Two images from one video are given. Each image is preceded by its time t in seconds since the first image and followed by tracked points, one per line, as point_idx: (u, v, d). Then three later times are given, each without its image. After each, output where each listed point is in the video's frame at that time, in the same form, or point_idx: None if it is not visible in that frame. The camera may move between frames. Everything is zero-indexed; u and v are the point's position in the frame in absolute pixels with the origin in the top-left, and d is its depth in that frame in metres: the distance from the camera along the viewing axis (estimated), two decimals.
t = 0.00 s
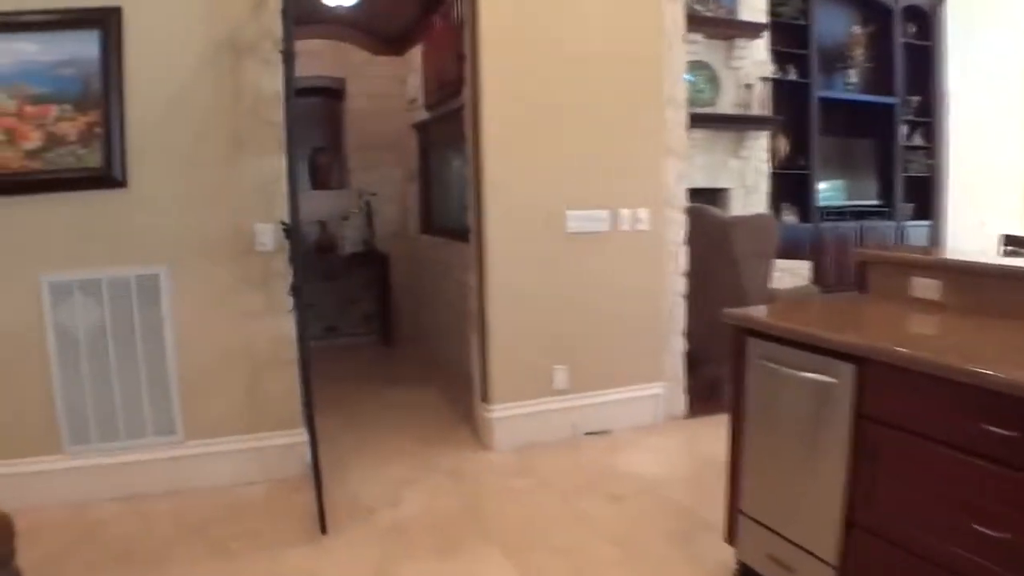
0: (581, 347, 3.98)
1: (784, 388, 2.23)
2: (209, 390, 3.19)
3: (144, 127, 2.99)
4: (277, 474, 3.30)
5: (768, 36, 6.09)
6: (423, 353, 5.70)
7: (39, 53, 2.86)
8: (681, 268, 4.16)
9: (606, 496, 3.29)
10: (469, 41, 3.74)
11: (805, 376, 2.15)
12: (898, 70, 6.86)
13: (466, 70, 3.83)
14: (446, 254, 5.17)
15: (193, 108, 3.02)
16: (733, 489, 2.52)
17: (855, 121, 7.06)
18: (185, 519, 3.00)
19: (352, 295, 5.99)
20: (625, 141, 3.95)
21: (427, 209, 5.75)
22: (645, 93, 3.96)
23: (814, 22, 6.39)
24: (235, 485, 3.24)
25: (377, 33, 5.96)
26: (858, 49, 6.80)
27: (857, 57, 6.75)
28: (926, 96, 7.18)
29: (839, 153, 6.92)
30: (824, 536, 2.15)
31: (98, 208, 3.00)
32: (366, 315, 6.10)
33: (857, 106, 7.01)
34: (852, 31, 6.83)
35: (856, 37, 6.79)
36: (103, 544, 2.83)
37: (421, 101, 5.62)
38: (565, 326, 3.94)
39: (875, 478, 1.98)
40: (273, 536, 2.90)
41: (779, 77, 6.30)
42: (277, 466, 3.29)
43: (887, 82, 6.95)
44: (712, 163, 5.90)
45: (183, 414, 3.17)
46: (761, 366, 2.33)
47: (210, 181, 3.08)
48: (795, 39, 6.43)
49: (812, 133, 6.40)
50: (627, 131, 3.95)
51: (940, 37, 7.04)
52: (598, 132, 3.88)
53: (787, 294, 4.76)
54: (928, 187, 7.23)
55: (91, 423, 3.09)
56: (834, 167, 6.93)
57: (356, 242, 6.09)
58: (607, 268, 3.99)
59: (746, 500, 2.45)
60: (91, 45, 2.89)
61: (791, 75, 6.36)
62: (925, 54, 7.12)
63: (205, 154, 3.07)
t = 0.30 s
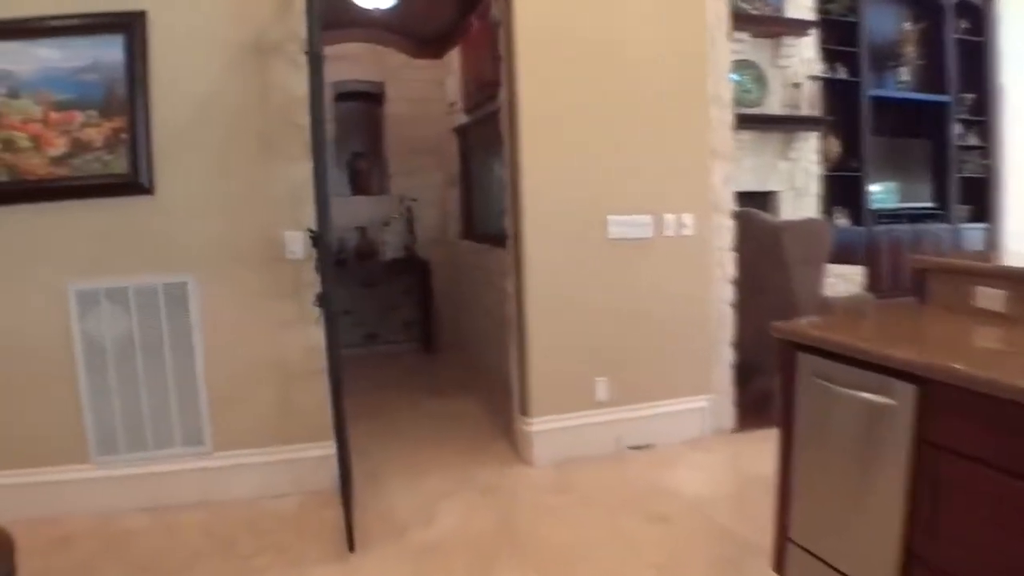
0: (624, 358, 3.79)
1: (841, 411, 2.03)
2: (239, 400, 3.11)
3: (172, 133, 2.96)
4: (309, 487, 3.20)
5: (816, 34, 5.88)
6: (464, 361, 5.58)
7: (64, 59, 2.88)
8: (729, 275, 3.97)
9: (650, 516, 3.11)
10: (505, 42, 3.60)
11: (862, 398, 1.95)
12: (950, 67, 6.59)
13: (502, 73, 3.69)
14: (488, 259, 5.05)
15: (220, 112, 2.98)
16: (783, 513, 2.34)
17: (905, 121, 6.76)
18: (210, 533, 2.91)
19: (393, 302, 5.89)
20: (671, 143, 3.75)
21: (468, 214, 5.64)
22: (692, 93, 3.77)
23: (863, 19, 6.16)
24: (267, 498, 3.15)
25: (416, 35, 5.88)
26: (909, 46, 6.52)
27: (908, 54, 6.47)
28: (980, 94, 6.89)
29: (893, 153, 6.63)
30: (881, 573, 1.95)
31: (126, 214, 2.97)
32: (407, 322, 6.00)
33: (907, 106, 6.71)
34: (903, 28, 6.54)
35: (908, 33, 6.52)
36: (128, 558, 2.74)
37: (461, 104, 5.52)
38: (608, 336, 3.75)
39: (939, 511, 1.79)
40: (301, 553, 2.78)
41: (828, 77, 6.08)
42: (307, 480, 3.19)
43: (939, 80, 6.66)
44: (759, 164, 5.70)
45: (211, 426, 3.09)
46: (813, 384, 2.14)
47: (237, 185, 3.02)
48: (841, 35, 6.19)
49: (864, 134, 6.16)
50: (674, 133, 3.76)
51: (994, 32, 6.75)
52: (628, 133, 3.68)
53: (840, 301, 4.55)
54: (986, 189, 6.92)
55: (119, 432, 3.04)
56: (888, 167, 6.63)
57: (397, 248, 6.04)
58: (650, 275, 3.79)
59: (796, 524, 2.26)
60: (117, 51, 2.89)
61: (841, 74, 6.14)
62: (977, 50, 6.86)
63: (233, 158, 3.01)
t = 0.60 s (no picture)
0: (663, 374, 3.64)
1: (886, 447, 1.89)
2: (263, 409, 3.04)
3: (200, 138, 2.92)
4: (331, 500, 3.11)
5: (874, 36, 5.66)
6: (502, 371, 5.46)
7: (95, 62, 2.86)
8: (776, 290, 3.80)
9: (683, 543, 2.96)
10: (543, 46, 3.50)
11: (909, 434, 1.81)
12: (1016, 68, 6.33)
13: (540, 77, 3.59)
14: (528, 267, 4.94)
15: (248, 116, 2.92)
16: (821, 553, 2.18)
17: (968, 127, 6.49)
18: (227, 541, 2.84)
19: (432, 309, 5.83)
20: (718, 149, 3.60)
21: (510, 221, 5.53)
22: (741, 98, 3.60)
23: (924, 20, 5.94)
24: (288, 509, 3.08)
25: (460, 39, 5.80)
26: (971, 47, 6.27)
27: (971, 55, 6.22)
28: None
29: (954, 160, 6.36)
30: None
31: (153, 218, 2.93)
32: (446, 329, 5.91)
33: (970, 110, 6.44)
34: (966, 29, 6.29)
35: (971, 34, 6.26)
36: (144, 565, 2.69)
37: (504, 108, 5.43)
38: (647, 350, 3.61)
39: (993, 565, 1.63)
40: (318, 567, 2.69)
41: (887, 80, 5.86)
42: (329, 492, 3.10)
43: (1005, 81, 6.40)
44: (812, 171, 5.50)
45: (234, 433, 3.04)
46: (857, 415, 1.99)
47: (266, 191, 2.96)
48: (900, 38, 5.95)
49: (925, 138, 5.92)
50: (720, 139, 3.60)
51: None
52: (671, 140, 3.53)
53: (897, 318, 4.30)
54: None
55: (142, 436, 3.01)
56: (950, 175, 6.36)
57: (438, 254, 6.00)
58: (693, 289, 3.63)
59: (835, 565, 2.11)
60: (146, 54, 2.86)
61: (900, 77, 5.90)
62: None
63: (262, 163, 2.95)
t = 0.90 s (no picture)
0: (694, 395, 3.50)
1: (928, 487, 1.75)
2: (281, 420, 2.98)
3: (223, 143, 2.88)
4: (347, 516, 3.03)
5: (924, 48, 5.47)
6: (533, 386, 5.36)
7: (121, 66, 2.83)
8: (818, 309, 3.65)
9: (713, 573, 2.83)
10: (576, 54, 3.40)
11: (954, 474, 1.67)
12: None
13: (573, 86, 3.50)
14: (561, 280, 4.84)
15: (272, 122, 2.87)
16: None
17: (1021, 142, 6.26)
18: (240, 555, 2.78)
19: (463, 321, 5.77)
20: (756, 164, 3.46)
21: (545, 232, 5.43)
22: (781, 110, 3.47)
23: (975, 31, 5.77)
24: (303, 524, 3.00)
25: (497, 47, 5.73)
26: None
27: None
28: None
29: (1005, 177, 6.17)
30: None
31: (174, 223, 2.89)
32: (478, 342, 5.84)
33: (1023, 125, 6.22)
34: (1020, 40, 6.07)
35: None
36: None
37: (540, 117, 5.35)
38: (677, 370, 3.47)
39: None
40: None
41: (936, 93, 5.68)
42: (345, 508, 3.02)
43: None
44: (859, 186, 5.34)
45: (251, 444, 2.98)
46: (899, 450, 1.85)
47: (288, 199, 2.90)
48: (950, 50, 5.82)
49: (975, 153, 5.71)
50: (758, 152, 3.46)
51: None
52: (706, 153, 3.41)
53: (945, 341, 4.12)
54: None
55: (159, 444, 2.97)
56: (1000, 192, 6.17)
57: (471, 264, 5.84)
58: (728, 307, 3.49)
59: None
60: (172, 58, 2.82)
61: (951, 90, 5.71)
62: None
63: (285, 170, 2.89)
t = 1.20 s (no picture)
0: (726, 413, 3.36)
1: (981, 518, 1.60)
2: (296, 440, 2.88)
3: (237, 154, 2.79)
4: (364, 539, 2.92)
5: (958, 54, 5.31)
6: (558, 402, 5.24)
7: (132, 76, 2.76)
8: (855, 323, 3.48)
9: None
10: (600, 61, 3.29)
11: (1010, 505, 1.52)
12: None
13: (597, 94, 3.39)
14: (587, 294, 4.72)
15: (287, 132, 2.79)
16: None
17: None
18: None
19: (486, 334, 5.69)
20: (789, 172, 3.32)
21: (570, 244, 5.32)
22: (815, 116, 3.33)
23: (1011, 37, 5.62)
24: (318, 547, 2.89)
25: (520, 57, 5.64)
26: None
27: None
28: None
29: None
30: None
31: (187, 236, 2.81)
32: (501, 355, 5.73)
33: None
34: None
35: None
36: None
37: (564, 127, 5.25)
38: (708, 388, 3.33)
39: None
40: None
41: (972, 99, 5.52)
42: (362, 531, 2.91)
43: None
44: (894, 195, 5.17)
45: (265, 464, 2.88)
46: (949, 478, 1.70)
47: (303, 211, 2.81)
48: (985, 55, 5.68)
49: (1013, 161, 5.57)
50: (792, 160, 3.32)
51: None
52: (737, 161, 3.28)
53: (988, 357, 3.91)
54: None
55: (171, 463, 2.88)
56: None
57: (495, 277, 5.73)
58: (760, 321, 3.35)
59: None
60: (184, 67, 2.75)
61: (986, 98, 5.57)
62: None
63: (299, 181, 2.80)
